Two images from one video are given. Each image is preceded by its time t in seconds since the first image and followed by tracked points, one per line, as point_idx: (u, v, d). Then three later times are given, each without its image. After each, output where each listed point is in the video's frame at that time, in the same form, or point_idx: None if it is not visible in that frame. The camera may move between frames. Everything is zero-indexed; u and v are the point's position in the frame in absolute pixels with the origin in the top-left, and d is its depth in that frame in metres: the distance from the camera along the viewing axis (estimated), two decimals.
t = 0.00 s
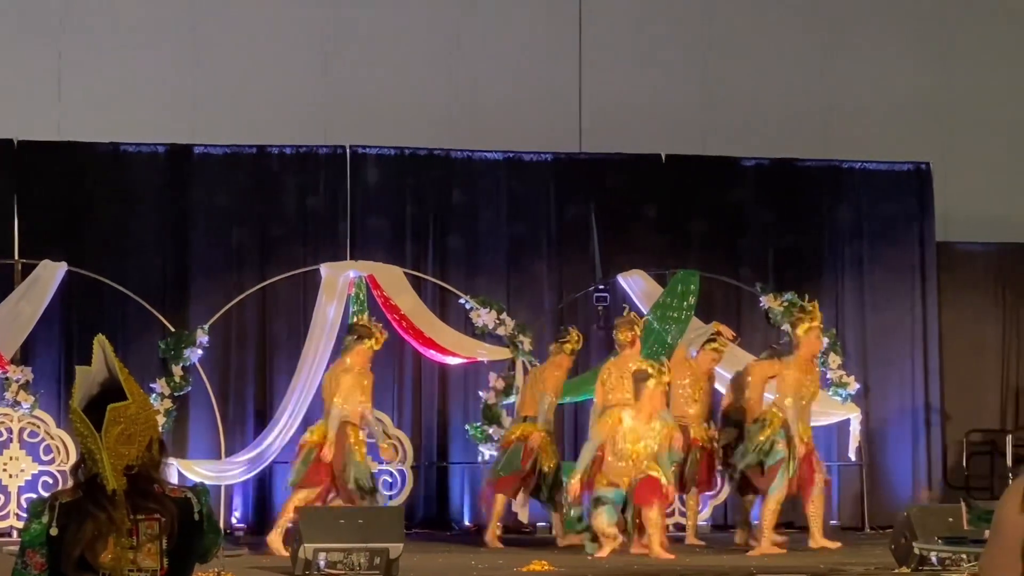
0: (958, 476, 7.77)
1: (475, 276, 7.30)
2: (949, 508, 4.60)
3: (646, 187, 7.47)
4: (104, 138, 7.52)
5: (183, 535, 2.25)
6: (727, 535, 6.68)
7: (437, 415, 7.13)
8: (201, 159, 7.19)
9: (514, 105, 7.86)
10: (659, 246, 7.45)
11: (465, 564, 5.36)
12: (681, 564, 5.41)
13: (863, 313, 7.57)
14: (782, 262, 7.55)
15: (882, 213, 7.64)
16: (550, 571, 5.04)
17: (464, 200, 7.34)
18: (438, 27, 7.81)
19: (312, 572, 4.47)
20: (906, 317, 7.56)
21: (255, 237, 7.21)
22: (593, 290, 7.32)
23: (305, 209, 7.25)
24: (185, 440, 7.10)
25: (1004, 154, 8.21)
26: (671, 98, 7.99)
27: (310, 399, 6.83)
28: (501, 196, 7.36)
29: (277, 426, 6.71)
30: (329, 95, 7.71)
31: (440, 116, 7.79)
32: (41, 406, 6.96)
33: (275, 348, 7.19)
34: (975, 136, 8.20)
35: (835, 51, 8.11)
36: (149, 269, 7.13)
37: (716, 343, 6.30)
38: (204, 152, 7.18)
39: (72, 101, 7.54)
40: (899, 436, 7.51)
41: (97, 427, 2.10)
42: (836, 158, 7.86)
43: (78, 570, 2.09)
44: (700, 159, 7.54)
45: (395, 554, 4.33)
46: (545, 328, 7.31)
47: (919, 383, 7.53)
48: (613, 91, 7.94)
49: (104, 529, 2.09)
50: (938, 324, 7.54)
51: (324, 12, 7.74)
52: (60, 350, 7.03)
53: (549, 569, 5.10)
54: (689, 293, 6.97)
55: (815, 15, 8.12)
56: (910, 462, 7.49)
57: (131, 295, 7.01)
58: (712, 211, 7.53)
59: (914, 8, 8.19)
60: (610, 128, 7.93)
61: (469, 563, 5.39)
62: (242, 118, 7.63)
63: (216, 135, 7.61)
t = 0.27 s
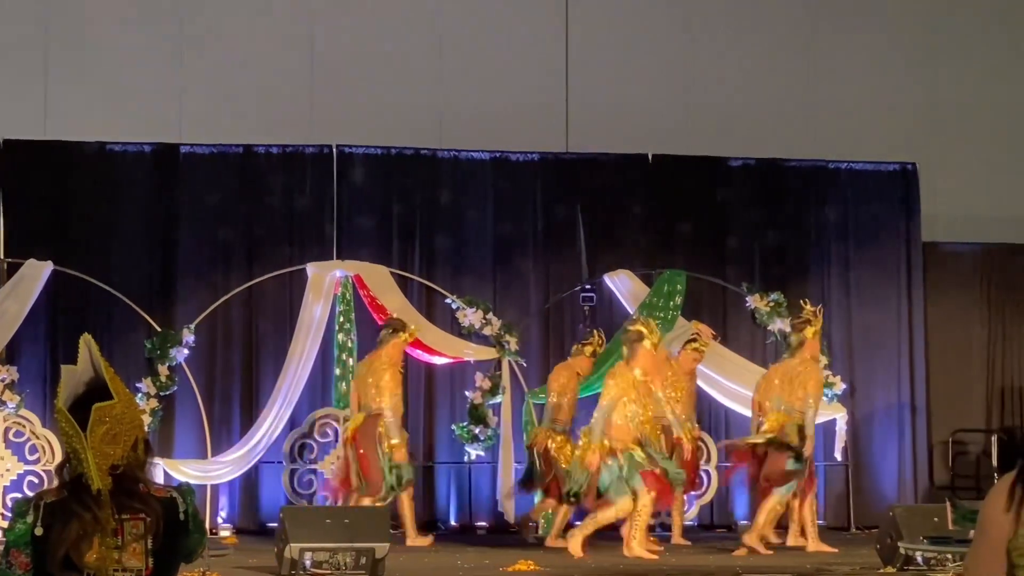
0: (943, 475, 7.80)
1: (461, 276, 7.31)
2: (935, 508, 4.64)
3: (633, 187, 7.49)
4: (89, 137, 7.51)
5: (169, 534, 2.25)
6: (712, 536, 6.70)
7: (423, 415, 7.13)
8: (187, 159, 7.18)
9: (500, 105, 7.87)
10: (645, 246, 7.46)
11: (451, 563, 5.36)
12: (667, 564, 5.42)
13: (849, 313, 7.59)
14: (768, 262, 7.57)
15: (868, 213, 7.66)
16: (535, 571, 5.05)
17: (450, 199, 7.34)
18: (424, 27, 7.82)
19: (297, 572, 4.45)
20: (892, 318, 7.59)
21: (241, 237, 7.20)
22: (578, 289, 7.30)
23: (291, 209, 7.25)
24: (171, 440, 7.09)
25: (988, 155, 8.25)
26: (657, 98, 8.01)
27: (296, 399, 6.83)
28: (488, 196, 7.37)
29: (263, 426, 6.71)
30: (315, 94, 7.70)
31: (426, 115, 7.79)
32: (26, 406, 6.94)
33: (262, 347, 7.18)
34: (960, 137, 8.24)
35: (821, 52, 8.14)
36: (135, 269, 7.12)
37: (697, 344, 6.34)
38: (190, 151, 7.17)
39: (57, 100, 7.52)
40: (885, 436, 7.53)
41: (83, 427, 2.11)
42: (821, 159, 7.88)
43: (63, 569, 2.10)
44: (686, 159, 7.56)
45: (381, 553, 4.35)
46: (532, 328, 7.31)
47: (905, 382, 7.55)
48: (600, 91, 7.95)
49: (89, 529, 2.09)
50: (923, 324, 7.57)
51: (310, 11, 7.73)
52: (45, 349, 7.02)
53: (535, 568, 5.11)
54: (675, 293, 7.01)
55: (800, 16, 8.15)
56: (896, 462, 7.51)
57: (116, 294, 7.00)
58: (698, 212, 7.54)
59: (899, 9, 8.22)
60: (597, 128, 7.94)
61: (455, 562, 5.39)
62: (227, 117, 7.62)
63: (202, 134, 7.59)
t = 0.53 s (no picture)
0: (929, 476, 7.83)
1: (447, 276, 7.31)
2: (918, 509, 4.66)
3: (619, 187, 7.51)
4: (75, 137, 7.50)
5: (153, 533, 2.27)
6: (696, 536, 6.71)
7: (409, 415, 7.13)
8: (173, 158, 7.17)
9: (487, 105, 7.87)
10: (631, 247, 7.48)
11: (436, 564, 5.36)
12: (653, 564, 5.43)
13: (834, 313, 7.63)
14: (753, 262, 7.59)
15: (853, 214, 7.69)
16: (521, 571, 5.05)
17: (436, 199, 7.34)
18: (411, 26, 7.82)
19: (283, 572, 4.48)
20: (877, 318, 7.62)
21: (227, 236, 7.20)
22: (565, 290, 7.32)
23: (277, 208, 7.24)
24: (157, 440, 7.08)
25: (973, 156, 8.29)
26: (643, 99, 8.03)
27: (282, 398, 6.84)
28: (474, 196, 7.38)
29: (248, 427, 6.72)
30: (302, 94, 7.70)
31: (413, 115, 7.79)
32: (11, 405, 6.93)
33: (248, 347, 7.17)
34: (944, 138, 8.28)
35: (807, 53, 8.17)
36: (120, 268, 7.11)
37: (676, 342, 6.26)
38: (176, 151, 7.17)
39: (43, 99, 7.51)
40: (870, 436, 7.56)
41: (66, 426, 2.11)
42: (806, 160, 7.92)
43: (48, 569, 2.11)
44: (672, 159, 7.58)
45: (365, 554, 4.36)
46: (518, 328, 7.32)
47: (890, 383, 7.58)
48: (586, 92, 7.97)
49: (75, 528, 2.09)
50: (908, 325, 7.60)
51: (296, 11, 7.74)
52: (30, 349, 7.00)
53: (520, 569, 5.12)
54: (661, 293, 7.03)
55: (786, 17, 8.18)
56: (881, 463, 7.54)
57: (102, 294, 6.98)
58: (684, 212, 7.56)
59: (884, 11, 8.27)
60: (583, 128, 7.96)
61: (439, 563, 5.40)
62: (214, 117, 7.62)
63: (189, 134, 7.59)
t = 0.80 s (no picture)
0: (914, 476, 7.87)
1: (433, 276, 7.31)
2: (903, 509, 4.69)
3: (605, 187, 7.52)
4: (60, 136, 7.48)
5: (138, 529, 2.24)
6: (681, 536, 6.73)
7: (394, 415, 7.14)
8: (158, 158, 7.16)
9: (473, 105, 7.88)
10: (616, 247, 7.50)
11: (421, 563, 5.37)
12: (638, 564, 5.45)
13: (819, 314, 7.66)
14: (739, 262, 7.61)
15: (838, 215, 7.73)
16: (506, 571, 5.06)
17: (422, 199, 7.35)
18: (397, 26, 7.82)
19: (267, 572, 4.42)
20: (862, 319, 7.65)
21: (212, 236, 7.19)
22: (550, 289, 7.33)
23: (263, 208, 7.24)
24: (142, 439, 7.07)
25: (957, 157, 8.33)
26: (629, 99, 8.04)
27: (267, 398, 6.82)
28: (460, 196, 7.38)
29: (233, 426, 6.70)
30: (287, 93, 7.69)
31: (399, 115, 7.79)
32: None
33: (233, 346, 7.16)
34: (929, 139, 8.31)
35: (792, 54, 8.20)
36: (105, 268, 7.09)
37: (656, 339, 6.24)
38: (162, 151, 7.16)
39: (28, 98, 7.49)
40: (855, 436, 7.59)
41: (51, 426, 2.11)
42: (791, 160, 7.95)
43: (31, 569, 2.10)
44: (658, 160, 7.60)
45: (351, 554, 4.35)
46: (504, 328, 7.33)
47: (875, 383, 7.61)
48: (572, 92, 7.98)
49: (57, 528, 2.10)
50: (893, 326, 7.64)
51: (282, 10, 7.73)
52: (15, 349, 6.99)
53: (505, 569, 5.12)
54: (647, 293, 7.03)
55: (771, 18, 8.20)
56: (866, 463, 7.57)
57: (87, 293, 6.97)
58: (669, 212, 7.58)
59: (868, 12, 8.30)
60: (569, 128, 7.97)
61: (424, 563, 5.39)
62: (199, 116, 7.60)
63: (174, 133, 7.57)
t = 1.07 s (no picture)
0: (900, 476, 7.90)
1: (420, 275, 7.32)
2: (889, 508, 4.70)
3: (591, 186, 7.53)
4: (46, 135, 7.47)
5: (125, 528, 2.27)
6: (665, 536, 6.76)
7: (381, 413, 7.14)
8: (144, 157, 7.15)
9: (460, 104, 7.88)
10: (603, 246, 7.51)
11: (407, 563, 5.37)
12: (624, 562, 5.46)
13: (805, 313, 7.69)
14: (725, 262, 7.64)
15: (824, 215, 7.75)
16: (492, 570, 5.06)
17: (409, 198, 7.35)
18: (384, 25, 7.82)
19: (254, 570, 4.50)
20: (847, 318, 7.68)
21: (199, 234, 7.18)
22: (537, 289, 7.38)
23: (249, 207, 7.23)
24: (128, 439, 7.07)
25: (942, 156, 8.36)
26: (616, 99, 8.06)
27: (254, 397, 6.81)
28: (446, 195, 7.39)
29: (220, 425, 6.69)
30: (274, 92, 7.69)
31: (386, 114, 7.79)
32: None
33: (219, 345, 7.15)
34: (915, 138, 8.34)
35: (778, 54, 8.22)
36: (91, 267, 7.08)
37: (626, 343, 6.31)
38: (148, 150, 7.15)
39: (14, 98, 7.49)
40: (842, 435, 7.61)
41: (35, 426, 2.11)
42: (777, 160, 7.97)
43: (17, 567, 2.10)
44: (644, 159, 7.61)
45: (336, 553, 4.37)
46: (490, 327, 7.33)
47: (861, 383, 7.64)
48: (559, 92, 7.99)
49: (42, 528, 2.10)
50: (878, 325, 7.66)
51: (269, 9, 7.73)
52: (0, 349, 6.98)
53: (491, 568, 5.13)
54: (633, 292, 7.05)
55: (757, 18, 8.22)
56: (852, 461, 7.60)
57: (72, 293, 6.96)
58: (656, 212, 7.60)
59: (854, 13, 8.33)
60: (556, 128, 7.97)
61: (410, 562, 5.39)
62: (186, 115, 7.60)
63: (161, 132, 7.57)
